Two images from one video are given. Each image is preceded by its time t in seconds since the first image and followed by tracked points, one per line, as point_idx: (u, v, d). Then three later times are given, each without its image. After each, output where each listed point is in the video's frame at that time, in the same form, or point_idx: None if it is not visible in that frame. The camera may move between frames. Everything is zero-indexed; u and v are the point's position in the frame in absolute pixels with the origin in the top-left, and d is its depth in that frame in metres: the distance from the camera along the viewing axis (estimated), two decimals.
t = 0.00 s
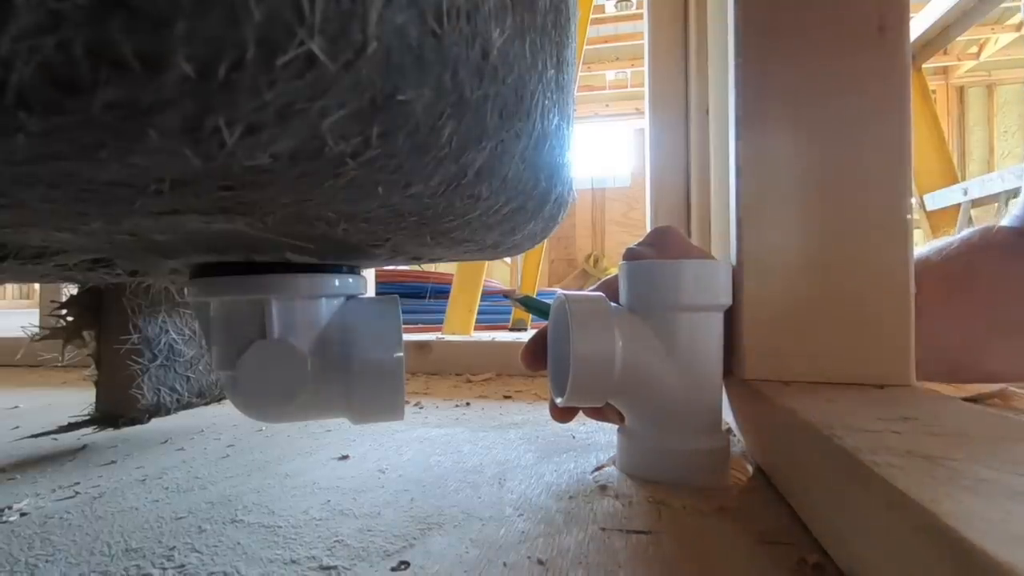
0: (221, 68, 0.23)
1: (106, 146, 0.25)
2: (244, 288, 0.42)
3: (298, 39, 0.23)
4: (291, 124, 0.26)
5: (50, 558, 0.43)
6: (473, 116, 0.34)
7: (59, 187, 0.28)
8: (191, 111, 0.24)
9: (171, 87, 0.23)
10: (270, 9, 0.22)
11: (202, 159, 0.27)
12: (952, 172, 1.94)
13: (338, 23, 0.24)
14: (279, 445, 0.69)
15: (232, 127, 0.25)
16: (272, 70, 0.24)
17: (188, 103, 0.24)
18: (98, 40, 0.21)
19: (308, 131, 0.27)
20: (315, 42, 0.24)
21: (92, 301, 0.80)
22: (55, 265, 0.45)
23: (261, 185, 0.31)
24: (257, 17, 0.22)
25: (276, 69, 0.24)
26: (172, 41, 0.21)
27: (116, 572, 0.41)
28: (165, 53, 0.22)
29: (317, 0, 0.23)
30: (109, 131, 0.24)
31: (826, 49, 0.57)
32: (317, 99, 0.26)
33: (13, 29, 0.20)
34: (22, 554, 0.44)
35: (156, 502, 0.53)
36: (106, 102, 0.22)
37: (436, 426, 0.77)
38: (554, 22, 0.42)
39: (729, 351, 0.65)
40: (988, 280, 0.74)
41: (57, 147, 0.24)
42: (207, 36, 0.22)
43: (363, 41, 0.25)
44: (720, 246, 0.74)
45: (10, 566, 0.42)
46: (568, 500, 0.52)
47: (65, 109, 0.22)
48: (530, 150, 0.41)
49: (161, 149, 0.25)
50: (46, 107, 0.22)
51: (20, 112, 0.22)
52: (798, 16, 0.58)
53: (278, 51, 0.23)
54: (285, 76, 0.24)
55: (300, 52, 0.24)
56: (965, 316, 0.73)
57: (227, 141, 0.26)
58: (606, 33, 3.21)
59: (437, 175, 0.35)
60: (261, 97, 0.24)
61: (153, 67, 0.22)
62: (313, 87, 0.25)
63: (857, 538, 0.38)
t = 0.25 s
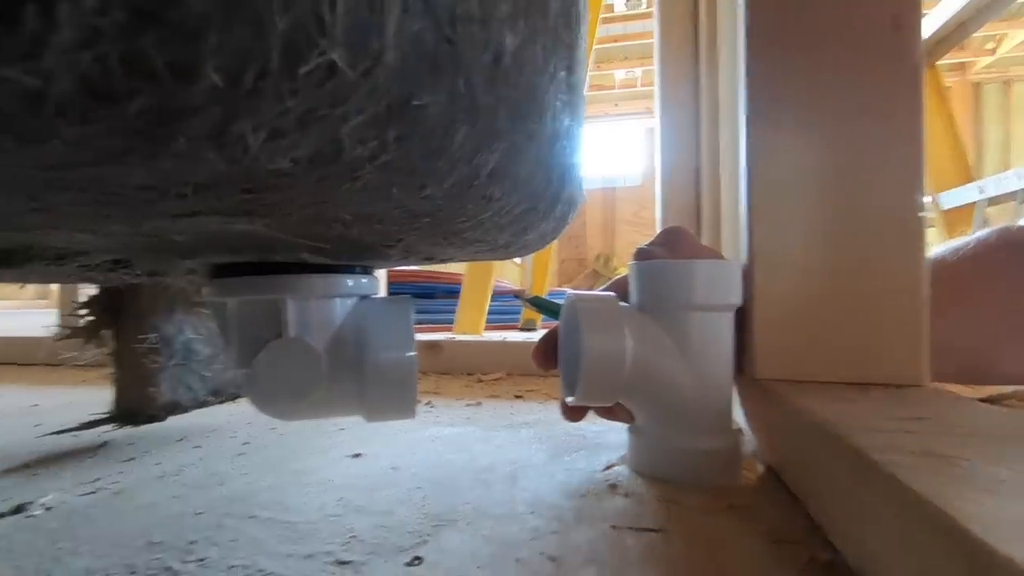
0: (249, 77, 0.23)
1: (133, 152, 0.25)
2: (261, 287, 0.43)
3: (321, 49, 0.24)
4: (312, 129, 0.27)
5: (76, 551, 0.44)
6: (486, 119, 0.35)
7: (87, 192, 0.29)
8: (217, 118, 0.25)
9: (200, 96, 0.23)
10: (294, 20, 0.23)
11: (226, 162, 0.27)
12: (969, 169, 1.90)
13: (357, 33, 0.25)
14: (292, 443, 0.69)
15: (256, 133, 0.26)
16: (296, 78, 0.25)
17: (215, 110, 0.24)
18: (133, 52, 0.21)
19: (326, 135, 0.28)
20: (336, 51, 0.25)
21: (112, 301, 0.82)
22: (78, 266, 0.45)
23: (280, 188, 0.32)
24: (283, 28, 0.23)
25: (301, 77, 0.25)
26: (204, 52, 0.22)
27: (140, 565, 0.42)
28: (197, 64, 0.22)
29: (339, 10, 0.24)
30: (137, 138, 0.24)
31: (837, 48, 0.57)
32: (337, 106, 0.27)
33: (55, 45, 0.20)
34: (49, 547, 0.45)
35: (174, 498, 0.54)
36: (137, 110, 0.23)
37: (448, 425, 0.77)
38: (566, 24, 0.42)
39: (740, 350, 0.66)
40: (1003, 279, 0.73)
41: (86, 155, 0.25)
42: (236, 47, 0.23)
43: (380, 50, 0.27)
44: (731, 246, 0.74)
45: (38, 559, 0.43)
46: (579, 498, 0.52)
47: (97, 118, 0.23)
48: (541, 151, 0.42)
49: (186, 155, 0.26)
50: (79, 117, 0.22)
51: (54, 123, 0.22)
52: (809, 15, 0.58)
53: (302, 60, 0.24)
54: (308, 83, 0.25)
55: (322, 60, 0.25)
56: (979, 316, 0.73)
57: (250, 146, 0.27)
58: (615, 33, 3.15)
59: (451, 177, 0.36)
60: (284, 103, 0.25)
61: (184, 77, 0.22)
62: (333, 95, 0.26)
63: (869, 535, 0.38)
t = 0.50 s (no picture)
0: (288, 91, 0.26)
1: (186, 163, 0.28)
2: (296, 288, 0.45)
3: (354, 62, 0.26)
4: (346, 139, 0.30)
5: (123, 536, 0.46)
6: (511, 123, 0.36)
7: (142, 200, 0.31)
8: (260, 130, 0.27)
9: (245, 109, 0.26)
10: (330, 37, 0.25)
11: (267, 172, 0.30)
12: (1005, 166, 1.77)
13: (387, 48, 0.27)
14: (323, 439, 0.71)
15: (295, 143, 0.29)
16: (331, 91, 0.27)
17: (258, 122, 0.27)
18: (187, 71, 0.24)
19: (360, 143, 0.30)
20: (368, 65, 0.27)
21: (152, 300, 0.84)
22: (125, 266, 0.47)
23: (316, 194, 0.33)
24: (320, 46, 0.25)
25: (335, 89, 0.27)
26: (248, 69, 0.25)
27: (182, 551, 0.43)
28: (242, 80, 0.25)
29: (370, 27, 0.26)
30: (189, 150, 0.27)
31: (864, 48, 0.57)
32: (368, 115, 0.29)
33: (121, 65, 0.23)
34: (98, 532, 0.47)
35: (213, 488, 0.56)
36: (190, 124, 0.26)
37: (473, 423, 0.78)
38: (589, 27, 0.43)
39: (766, 350, 0.66)
40: None
41: (146, 167, 0.28)
42: (277, 64, 0.25)
43: (409, 62, 0.28)
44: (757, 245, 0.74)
45: (87, 543, 0.45)
46: (604, 495, 0.53)
47: (156, 132, 0.26)
48: (565, 153, 0.43)
49: (232, 165, 0.29)
50: (141, 131, 0.25)
51: (119, 136, 0.26)
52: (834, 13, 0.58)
53: (336, 73, 0.26)
54: (342, 95, 0.27)
55: (355, 73, 0.27)
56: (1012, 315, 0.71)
57: (290, 155, 0.29)
58: (639, 28, 3.05)
59: (477, 180, 0.37)
60: (320, 114, 0.28)
61: (230, 92, 0.25)
62: (365, 105, 0.28)
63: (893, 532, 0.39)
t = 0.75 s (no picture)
0: (324, 99, 0.27)
1: (227, 169, 0.29)
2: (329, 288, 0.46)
3: (387, 70, 0.27)
4: (378, 144, 0.30)
5: (167, 526, 0.48)
6: (538, 125, 0.36)
7: (185, 204, 0.32)
8: (296, 138, 0.28)
9: (283, 118, 0.27)
10: (364, 46, 0.26)
11: (302, 176, 0.31)
12: None
13: (419, 55, 0.28)
14: (356, 435, 0.73)
15: (329, 149, 0.29)
16: (364, 99, 0.28)
17: (295, 131, 0.28)
18: (229, 83, 0.25)
19: (391, 148, 0.31)
20: (400, 71, 0.28)
21: (193, 299, 0.87)
22: (166, 268, 0.49)
23: (348, 198, 0.34)
24: (355, 56, 0.26)
25: (368, 96, 0.28)
26: (287, 81, 0.26)
27: (223, 541, 0.45)
28: (281, 90, 0.26)
29: (402, 35, 0.27)
30: (230, 157, 0.28)
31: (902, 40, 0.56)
32: (399, 121, 0.30)
33: (169, 80, 0.24)
34: (144, 522, 0.49)
35: (252, 482, 0.58)
36: (232, 132, 0.27)
37: (502, 421, 0.79)
38: (617, 26, 0.43)
39: (800, 350, 0.64)
40: None
41: (190, 174, 0.29)
42: (314, 73, 0.26)
43: (439, 69, 0.29)
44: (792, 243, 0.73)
45: (134, 532, 0.47)
46: (633, 496, 0.53)
47: (200, 141, 0.27)
48: (593, 153, 0.43)
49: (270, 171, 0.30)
50: (186, 140, 0.26)
51: (166, 146, 0.26)
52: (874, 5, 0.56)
53: (370, 81, 0.27)
54: (375, 102, 0.28)
55: (388, 80, 0.27)
56: None
57: (324, 161, 0.30)
58: (670, 23, 2.92)
59: (505, 181, 0.37)
60: (354, 121, 0.28)
61: (270, 102, 0.26)
62: (397, 111, 0.29)
63: (936, 541, 0.38)
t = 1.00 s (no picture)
0: (339, 98, 0.27)
1: (245, 166, 0.29)
2: (346, 286, 0.46)
3: (403, 67, 0.27)
4: (393, 140, 0.30)
5: (186, 521, 0.49)
6: (554, 122, 0.36)
7: (203, 202, 0.32)
8: (313, 134, 0.28)
9: (299, 116, 0.27)
10: (380, 43, 0.26)
11: (319, 173, 0.31)
12: None
13: (435, 53, 0.28)
14: (372, 433, 0.73)
15: (345, 146, 0.29)
16: (380, 96, 0.27)
17: (311, 128, 0.28)
18: (247, 82, 0.25)
19: (406, 144, 0.31)
20: (416, 69, 0.27)
21: (212, 298, 0.89)
22: (185, 266, 0.50)
23: (364, 195, 0.34)
24: (370, 53, 0.26)
25: (384, 93, 0.27)
26: (303, 79, 0.25)
27: (240, 537, 0.46)
28: (297, 89, 0.26)
29: (418, 32, 0.26)
30: (248, 155, 0.28)
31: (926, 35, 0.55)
32: (414, 118, 0.30)
33: (187, 79, 0.24)
34: (164, 516, 0.50)
35: (269, 478, 0.58)
36: (250, 130, 0.27)
37: (517, 420, 0.79)
38: (633, 22, 0.43)
39: (820, 350, 0.64)
40: None
41: (209, 170, 0.29)
42: (330, 71, 0.26)
43: (455, 65, 0.29)
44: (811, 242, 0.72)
45: (155, 526, 0.48)
46: (648, 496, 0.53)
47: (218, 138, 0.27)
48: (609, 151, 0.42)
49: (288, 168, 0.30)
50: (204, 137, 0.27)
51: (185, 143, 0.27)
52: None
53: (385, 79, 0.27)
54: (391, 99, 0.28)
55: (403, 78, 0.27)
56: None
57: (340, 158, 0.30)
58: (687, 20, 2.94)
59: (520, 179, 0.37)
60: (369, 118, 0.28)
61: (286, 100, 0.26)
62: (411, 108, 0.29)
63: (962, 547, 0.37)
